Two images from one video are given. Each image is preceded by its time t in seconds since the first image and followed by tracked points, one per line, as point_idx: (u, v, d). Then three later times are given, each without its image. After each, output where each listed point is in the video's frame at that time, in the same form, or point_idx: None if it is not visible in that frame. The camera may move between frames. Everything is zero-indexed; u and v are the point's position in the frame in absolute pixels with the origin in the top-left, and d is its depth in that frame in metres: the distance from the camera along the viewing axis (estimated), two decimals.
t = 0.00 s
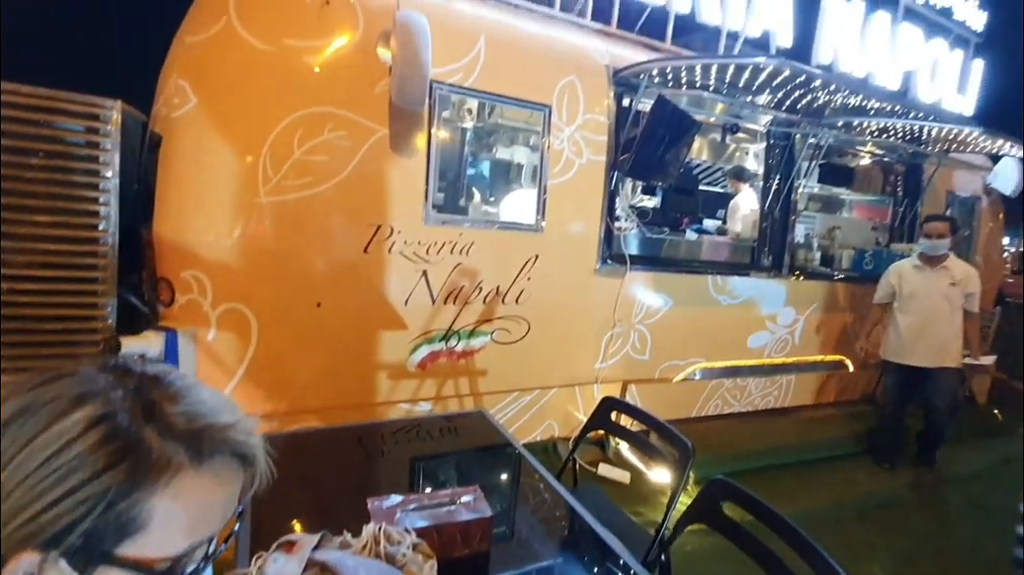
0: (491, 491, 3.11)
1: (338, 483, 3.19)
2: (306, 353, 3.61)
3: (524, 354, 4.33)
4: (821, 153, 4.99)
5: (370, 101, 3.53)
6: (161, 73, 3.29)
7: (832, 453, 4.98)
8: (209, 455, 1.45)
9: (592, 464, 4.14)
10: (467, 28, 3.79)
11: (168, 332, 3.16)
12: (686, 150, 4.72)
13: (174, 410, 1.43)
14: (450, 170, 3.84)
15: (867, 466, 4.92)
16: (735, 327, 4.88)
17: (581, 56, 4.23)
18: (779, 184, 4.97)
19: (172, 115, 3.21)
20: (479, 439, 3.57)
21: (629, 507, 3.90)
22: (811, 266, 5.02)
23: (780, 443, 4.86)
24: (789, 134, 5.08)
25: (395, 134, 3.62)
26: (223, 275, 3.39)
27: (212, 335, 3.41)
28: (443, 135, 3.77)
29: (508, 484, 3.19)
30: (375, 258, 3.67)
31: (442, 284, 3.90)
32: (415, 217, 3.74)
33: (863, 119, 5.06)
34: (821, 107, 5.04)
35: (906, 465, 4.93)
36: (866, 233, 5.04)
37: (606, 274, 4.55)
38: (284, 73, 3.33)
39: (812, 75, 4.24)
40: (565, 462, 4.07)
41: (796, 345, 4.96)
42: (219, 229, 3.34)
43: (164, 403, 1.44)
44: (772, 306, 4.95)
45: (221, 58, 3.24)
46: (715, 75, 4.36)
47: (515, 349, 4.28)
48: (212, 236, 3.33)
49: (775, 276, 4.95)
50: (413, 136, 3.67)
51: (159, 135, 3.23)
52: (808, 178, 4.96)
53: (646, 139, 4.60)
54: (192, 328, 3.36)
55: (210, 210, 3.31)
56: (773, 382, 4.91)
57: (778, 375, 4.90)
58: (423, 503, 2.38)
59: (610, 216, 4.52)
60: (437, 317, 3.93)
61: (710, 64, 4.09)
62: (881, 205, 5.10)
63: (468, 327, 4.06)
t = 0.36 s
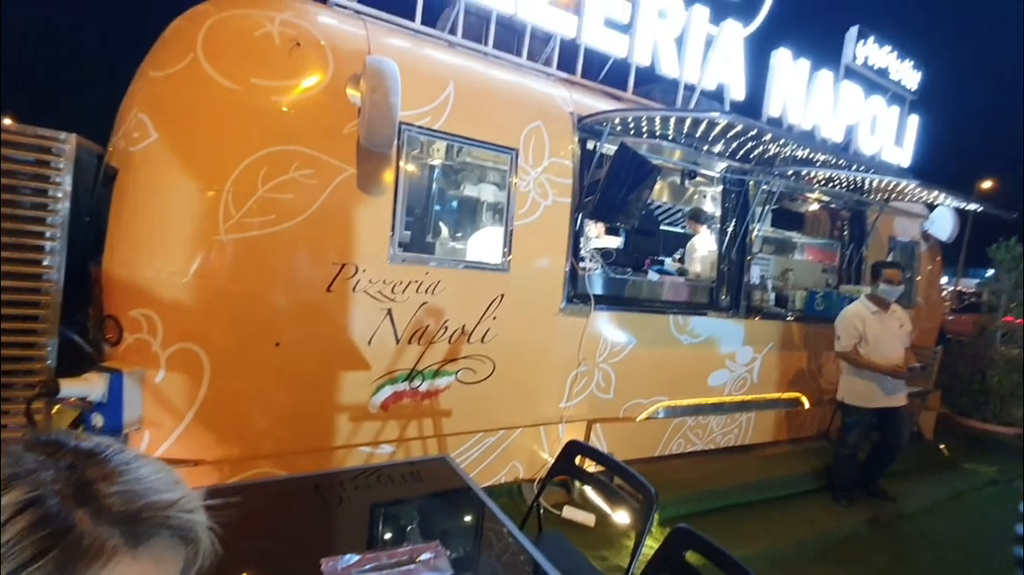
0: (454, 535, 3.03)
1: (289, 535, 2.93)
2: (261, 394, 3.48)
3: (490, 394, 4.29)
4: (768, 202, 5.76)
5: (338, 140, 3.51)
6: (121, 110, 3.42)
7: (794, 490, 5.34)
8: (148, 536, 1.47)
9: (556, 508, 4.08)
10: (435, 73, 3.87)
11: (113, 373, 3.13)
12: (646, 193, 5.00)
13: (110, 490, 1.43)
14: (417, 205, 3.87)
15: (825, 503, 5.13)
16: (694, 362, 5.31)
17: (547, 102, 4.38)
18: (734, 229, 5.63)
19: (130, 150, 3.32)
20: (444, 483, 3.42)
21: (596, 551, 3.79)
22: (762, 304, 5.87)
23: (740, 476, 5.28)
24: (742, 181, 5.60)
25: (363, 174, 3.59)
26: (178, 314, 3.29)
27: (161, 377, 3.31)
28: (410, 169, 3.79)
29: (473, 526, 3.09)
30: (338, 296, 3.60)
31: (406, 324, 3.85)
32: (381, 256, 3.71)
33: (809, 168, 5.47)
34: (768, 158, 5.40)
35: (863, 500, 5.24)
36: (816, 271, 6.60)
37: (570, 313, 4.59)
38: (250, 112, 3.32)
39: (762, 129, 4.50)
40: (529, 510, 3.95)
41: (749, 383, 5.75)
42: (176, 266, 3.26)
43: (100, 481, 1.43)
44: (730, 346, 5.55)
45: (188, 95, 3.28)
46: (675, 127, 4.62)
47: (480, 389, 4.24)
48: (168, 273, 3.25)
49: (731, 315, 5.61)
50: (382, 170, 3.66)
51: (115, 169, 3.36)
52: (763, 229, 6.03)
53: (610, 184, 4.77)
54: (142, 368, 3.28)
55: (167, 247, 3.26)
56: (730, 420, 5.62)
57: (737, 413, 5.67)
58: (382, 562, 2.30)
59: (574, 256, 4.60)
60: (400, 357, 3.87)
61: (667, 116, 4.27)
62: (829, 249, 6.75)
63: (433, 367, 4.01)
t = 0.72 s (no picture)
0: None
1: None
2: (216, 444, 3.32)
3: (457, 443, 4.19)
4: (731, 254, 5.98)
5: (311, 185, 3.51)
6: (86, 147, 3.34)
7: (760, 541, 5.33)
8: None
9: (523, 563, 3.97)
10: (411, 122, 3.96)
11: (55, 421, 2.97)
12: (615, 242, 5.15)
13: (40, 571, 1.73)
14: (388, 248, 3.89)
15: (788, 555, 5.18)
16: (661, 410, 5.35)
17: (520, 153, 4.51)
18: (698, 279, 5.82)
19: (92, 188, 3.24)
20: (406, 536, 3.27)
21: None
22: (728, 354, 6.01)
23: (708, 528, 5.27)
24: (705, 234, 5.84)
25: (335, 219, 3.59)
26: (130, 359, 3.15)
27: (108, 425, 3.13)
28: (382, 210, 3.82)
29: None
30: (303, 342, 3.52)
31: (373, 370, 3.78)
32: (349, 300, 3.66)
33: (768, 224, 5.70)
34: (727, 213, 5.63)
35: (827, 551, 5.29)
36: (777, 321, 7.00)
37: (539, 360, 4.58)
38: (221, 154, 3.31)
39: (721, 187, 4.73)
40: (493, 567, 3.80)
41: (716, 431, 5.78)
42: (133, 309, 3.14)
43: (33, 563, 1.75)
44: (697, 394, 5.64)
45: (159, 136, 3.26)
46: (641, 183, 4.84)
47: (447, 438, 4.14)
48: (124, 316, 3.13)
49: (698, 363, 5.71)
50: (354, 214, 3.66)
51: (74, 208, 3.26)
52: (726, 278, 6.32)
53: (579, 234, 4.91)
54: (87, 416, 3.10)
55: (124, 289, 3.15)
56: (698, 469, 5.67)
57: (704, 461, 5.71)
58: None
59: (544, 303, 4.64)
60: (365, 404, 3.77)
61: (633, 172, 4.46)
62: (788, 299, 7.12)
63: (399, 415, 3.92)
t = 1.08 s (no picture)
0: None
1: None
2: (163, 490, 3.13)
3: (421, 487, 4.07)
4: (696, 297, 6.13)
5: (279, 221, 3.47)
6: (45, 177, 3.24)
7: None
8: None
9: None
10: (383, 162, 3.99)
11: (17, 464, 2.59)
12: (584, 283, 5.27)
13: None
14: (357, 284, 3.86)
15: None
16: (629, 453, 5.35)
17: (491, 195, 4.58)
18: (664, 321, 5.93)
19: (48, 219, 3.13)
20: None
21: None
22: (692, 397, 6.07)
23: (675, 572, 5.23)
24: (671, 277, 5.99)
25: (303, 255, 3.54)
26: (75, 399, 2.97)
27: (45, 469, 2.93)
28: (352, 243, 3.81)
29: None
30: (263, 381, 3.41)
31: (335, 411, 3.67)
32: (314, 339, 3.58)
33: (731, 269, 5.89)
34: (692, 258, 5.80)
35: None
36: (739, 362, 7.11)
37: (507, 401, 4.53)
38: (188, 188, 3.26)
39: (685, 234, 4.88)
40: None
41: (683, 474, 5.78)
42: (82, 345, 2.99)
43: None
44: (665, 435, 5.66)
45: (123, 168, 3.19)
46: (609, 227, 4.96)
47: (411, 482, 4.02)
48: (72, 352, 2.98)
49: (664, 405, 5.75)
50: (323, 250, 3.62)
51: (27, 238, 3.13)
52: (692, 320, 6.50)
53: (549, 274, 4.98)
54: (21, 460, 2.89)
55: (75, 324, 3.01)
56: (666, 513, 5.66)
57: (670, 504, 5.67)
58: None
59: (513, 343, 4.62)
60: (326, 447, 3.64)
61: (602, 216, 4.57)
62: (750, 342, 7.30)
63: (361, 458, 3.79)
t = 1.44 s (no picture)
0: None
1: None
2: (111, 507, 2.98)
3: (386, 506, 3.97)
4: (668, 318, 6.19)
5: (249, 229, 3.39)
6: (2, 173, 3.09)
7: None
8: None
9: None
10: (360, 174, 3.94)
11: None
12: (558, 300, 5.21)
13: None
14: (329, 294, 3.85)
15: None
16: (598, 473, 5.33)
17: (468, 210, 4.56)
18: (637, 341, 5.97)
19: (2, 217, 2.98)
20: None
21: None
22: (661, 417, 6.04)
23: None
24: (644, 297, 6.04)
25: (272, 265, 3.46)
26: (20, 408, 2.81)
27: None
28: (326, 249, 3.77)
29: None
30: (224, 394, 3.29)
31: (300, 427, 3.57)
32: (279, 352, 3.49)
33: (702, 292, 5.98)
34: (665, 280, 5.87)
35: None
36: (709, 385, 7.37)
37: (477, 419, 4.48)
38: (155, 192, 3.15)
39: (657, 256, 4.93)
40: None
41: (651, 495, 5.79)
42: (31, 351, 2.84)
43: None
44: (634, 456, 5.67)
45: (87, 168, 3.07)
46: (584, 247, 4.99)
47: (375, 501, 3.91)
48: (19, 359, 2.82)
49: (634, 426, 5.75)
50: (295, 258, 3.56)
51: None
52: (664, 342, 6.85)
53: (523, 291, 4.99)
54: None
55: (25, 328, 2.85)
56: (633, 534, 5.59)
57: (637, 525, 5.62)
58: None
59: (484, 360, 4.59)
60: (288, 464, 3.53)
61: (578, 237, 4.60)
62: (721, 363, 7.48)
63: (324, 476, 3.68)
